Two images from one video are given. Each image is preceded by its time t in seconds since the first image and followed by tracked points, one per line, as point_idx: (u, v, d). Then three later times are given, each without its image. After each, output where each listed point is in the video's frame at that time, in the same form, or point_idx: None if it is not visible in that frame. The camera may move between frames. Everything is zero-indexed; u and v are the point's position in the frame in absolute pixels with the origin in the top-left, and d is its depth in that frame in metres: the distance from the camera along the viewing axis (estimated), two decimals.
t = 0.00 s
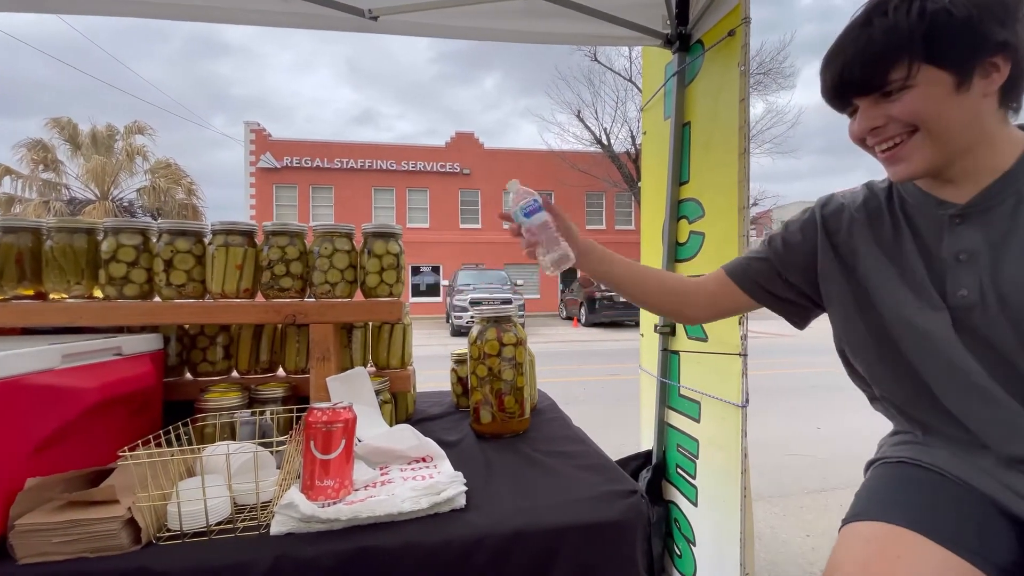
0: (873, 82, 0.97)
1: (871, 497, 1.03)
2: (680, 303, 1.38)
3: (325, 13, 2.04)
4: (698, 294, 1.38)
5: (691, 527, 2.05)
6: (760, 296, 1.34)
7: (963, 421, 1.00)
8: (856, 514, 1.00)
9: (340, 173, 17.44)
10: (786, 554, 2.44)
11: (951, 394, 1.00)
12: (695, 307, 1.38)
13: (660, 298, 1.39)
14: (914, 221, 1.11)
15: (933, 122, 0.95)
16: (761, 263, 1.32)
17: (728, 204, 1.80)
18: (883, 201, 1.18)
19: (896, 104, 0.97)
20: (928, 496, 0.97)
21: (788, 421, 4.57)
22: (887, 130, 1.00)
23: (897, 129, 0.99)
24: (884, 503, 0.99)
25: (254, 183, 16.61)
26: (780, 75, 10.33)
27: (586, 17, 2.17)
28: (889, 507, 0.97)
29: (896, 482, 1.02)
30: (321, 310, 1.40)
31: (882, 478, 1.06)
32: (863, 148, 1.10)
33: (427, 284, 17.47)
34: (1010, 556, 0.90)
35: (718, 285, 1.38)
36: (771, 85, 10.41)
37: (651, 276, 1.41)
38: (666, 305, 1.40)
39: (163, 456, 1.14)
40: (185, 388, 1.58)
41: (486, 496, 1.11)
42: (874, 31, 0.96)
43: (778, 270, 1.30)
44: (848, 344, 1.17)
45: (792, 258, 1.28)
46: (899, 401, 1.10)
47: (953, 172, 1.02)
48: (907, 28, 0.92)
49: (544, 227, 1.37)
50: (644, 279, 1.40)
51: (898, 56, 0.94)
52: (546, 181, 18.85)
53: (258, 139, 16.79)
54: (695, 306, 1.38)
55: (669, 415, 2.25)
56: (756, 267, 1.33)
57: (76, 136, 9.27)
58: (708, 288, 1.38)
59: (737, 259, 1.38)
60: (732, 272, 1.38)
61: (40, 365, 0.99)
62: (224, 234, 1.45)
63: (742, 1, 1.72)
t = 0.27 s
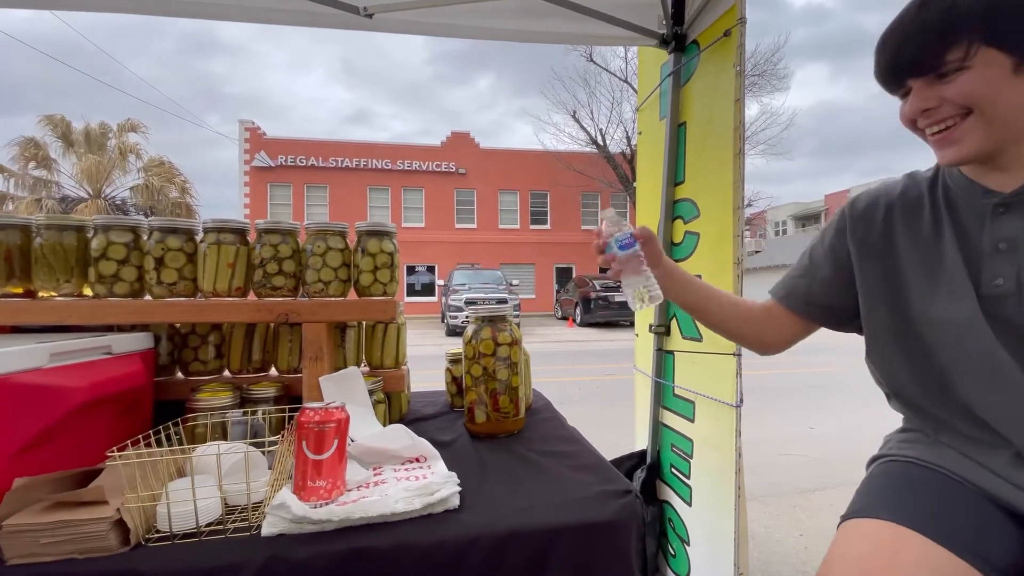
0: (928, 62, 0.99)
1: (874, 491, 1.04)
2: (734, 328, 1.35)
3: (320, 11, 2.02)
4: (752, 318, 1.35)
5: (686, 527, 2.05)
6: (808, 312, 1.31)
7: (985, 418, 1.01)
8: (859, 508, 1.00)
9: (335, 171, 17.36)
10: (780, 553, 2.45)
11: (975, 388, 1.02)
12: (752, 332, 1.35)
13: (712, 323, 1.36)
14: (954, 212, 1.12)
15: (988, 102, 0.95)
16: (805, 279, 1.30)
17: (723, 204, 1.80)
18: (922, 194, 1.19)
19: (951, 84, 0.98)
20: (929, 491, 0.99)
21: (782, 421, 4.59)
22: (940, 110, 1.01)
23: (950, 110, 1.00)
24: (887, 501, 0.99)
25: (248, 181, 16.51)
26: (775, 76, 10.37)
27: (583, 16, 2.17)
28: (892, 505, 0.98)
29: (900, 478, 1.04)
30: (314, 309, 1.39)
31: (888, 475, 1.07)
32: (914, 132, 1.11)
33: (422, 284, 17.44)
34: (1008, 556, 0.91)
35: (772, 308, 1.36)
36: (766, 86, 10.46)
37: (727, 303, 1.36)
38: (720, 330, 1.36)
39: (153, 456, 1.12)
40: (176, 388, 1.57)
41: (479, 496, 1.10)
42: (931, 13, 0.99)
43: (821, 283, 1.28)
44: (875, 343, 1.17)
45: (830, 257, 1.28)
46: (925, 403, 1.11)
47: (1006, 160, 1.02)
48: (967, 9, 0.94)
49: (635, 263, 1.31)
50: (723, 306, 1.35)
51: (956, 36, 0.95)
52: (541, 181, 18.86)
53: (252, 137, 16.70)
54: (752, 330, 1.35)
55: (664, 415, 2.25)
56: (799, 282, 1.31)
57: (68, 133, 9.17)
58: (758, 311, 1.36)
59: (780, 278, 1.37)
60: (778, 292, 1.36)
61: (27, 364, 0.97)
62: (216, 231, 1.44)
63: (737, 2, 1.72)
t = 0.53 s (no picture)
0: (1006, 44, 0.93)
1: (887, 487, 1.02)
2: (826, 359, 1.26)
3: (315, 9, 2.01)
4: (843, 344, 1.27)
5: (680, 527, 2.05)
6: (869, 317, 1.23)
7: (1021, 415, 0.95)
8: (866, 509, 1.00)
9: (330, 170, 17.29)
10: (773, 553, 2.46)
11: (1011, 378, 0.96)
12: (853, 358, 1.25)
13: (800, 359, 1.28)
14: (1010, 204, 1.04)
15: None
16: (857, 280, 1.23)
17: (718, 205, 1.81)
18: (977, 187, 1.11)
19: None
20: (941, 485, 0.96)
21: (775, 421, 4.61)
22: (1012, 97, 0.95)
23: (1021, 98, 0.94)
24: (894, 497, 0.98)
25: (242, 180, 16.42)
26: (769, 78, 10.43)
27: (578, 17, 2.17)
28: (897, 500, 0.97)
29: (913, 473, 1.02)
30: (308, 309, 1.38)
31: (903, 470, 1.05)
32: (981, 119, 1.04)
33: (417, 284, 17.41)
34: None
35: (858, 327, 1.27)
36: (761, 88, 10.52)
37: (811, 343, 1.28)
38: (816, 366, 1.27)
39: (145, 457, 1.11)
40: (168, 388, 1.56)
41: (474, 497, 1.10)
42: None
43: (876, 281, 1.20)
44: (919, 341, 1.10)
45: (880, 254, 1.20)
46: (965, 400, 1.04)
47: None
48: None
49: (719, 347, 1.30)
50: (807, 348, 1.27)
51: None
52: (537, 181, 18.87)
53: (247, 136, 16.62)
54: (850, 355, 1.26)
55: (658, 415, 2.26)
56: (852, 283, 1.25)
57: (60, 131, 9.08)
58: (845, 334, 1.28)
59: (835, 282, 1.30)
60: (836, 297, 1.29)
61: (16, 364, 0.96)
62: (209, 231, 1.43)
63: (732, 4, 1.73)
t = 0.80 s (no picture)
0: None
1: (885, 486, 1.03)
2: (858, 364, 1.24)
3: (312, 8, 2.01)
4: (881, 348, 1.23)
5: (677, 526, 2.06)
6: (894, 312, 1.21)
7: None
8: (862, 506, 1.01)
9: (327, 170, 17.24)
10: (770, 552, 2.47)
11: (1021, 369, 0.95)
12: (882, 361, 1.23)
13: (827, 361, 1.27)
14: None
15: None
16: (884, 274, 1.21)
17: (715, 206, 1.81)
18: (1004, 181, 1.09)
19: None
20: (937, 484, 0.96)
21: (771, 420, 4.63)
22: None
23: None
24: (889, 494, 0.99)
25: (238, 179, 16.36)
26: (766, 79, 10.46)
27: (576, 17, 2.17)
28: (893, 497, 0.98)
29: (911, 471, 1.02)
30: (305, 308, 1.38)
31: (900, 467, 1.05)
32: None
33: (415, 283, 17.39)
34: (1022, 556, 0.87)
35: (892, 327, 1.23)
36: (758, 88, 10.56)
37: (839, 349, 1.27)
38: (843, 368, 1.26)
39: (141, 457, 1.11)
40: (164, 388, 1.55)
41: (471, 497, 1.10)
42: None
43: (900, 276, 1.18)
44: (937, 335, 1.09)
45: (905, 248, 1.18)
46: (974, 394, 1.03)
47: None
48: None
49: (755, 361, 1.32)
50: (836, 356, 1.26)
51: None
52: (534, 181, 18.87)
53: (243, 135, 16.56)
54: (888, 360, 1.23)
55: (655, 414, 2.26)
56: (878, 277, 1.22)
57: (54, 129, 9.03)
58: (876, 335, 1.25)
59: (858, 277, 1.27)
60: (857, 292, 1.27)
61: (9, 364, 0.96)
62: (205, 230, 1.42)
63: (729, 4, 1.73)
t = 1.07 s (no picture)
0: None
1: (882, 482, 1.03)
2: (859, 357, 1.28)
3: (310, 7, 2.00)
4: (883, 341, 1.28)
5: (674, 525, 2.06)
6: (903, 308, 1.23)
7: None
8: (860, 502, 1.02)
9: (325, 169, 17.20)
10: (767, 551, 2.48)
11: None
12: (887, 356, 1.26)
13: (833, 359, 1.30)
14: None
15: None
16: (893, 272, 1.22)
17: (713, 206, 1.81)
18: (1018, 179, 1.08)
19: None
20: (935, 482, 0.97)
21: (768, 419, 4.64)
22: None
23: None
24: (886, 490, 1.00)
25: (235, 178, 16.31)
26: (763, 79, 10.49)
27: (574, 17, 2.18)
28: (890, 494, 0.98)
29: (909, 468, 1.03)
30: (303, 307, 1.38)
31: (899, 464, 1.06)
32: None
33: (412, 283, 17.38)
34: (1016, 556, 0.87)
35: (896, 322, 1.27)
36: (755, 88, 10.59)
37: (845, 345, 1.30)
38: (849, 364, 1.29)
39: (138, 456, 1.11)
40: (162, 387, 1.55)
41: (469, 496, 1.10)
42: None
43: (909, 273, 1.19)
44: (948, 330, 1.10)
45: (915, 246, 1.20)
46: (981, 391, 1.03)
47: None
48: None
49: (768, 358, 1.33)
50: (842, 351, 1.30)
51: None
52: (532, 181, 18.88)
53: (240, 134, 16.52)
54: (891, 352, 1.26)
55: (653, 414, 2.27)
56: (887, 275, 1.24)
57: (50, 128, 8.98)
58: (882, 333, 1.28)
59: (869, 274, 1.29)
60: (869, 289, 1.30)
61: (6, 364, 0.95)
62: (203, 229, 1.42)
63: (727, 4, 1.73)
